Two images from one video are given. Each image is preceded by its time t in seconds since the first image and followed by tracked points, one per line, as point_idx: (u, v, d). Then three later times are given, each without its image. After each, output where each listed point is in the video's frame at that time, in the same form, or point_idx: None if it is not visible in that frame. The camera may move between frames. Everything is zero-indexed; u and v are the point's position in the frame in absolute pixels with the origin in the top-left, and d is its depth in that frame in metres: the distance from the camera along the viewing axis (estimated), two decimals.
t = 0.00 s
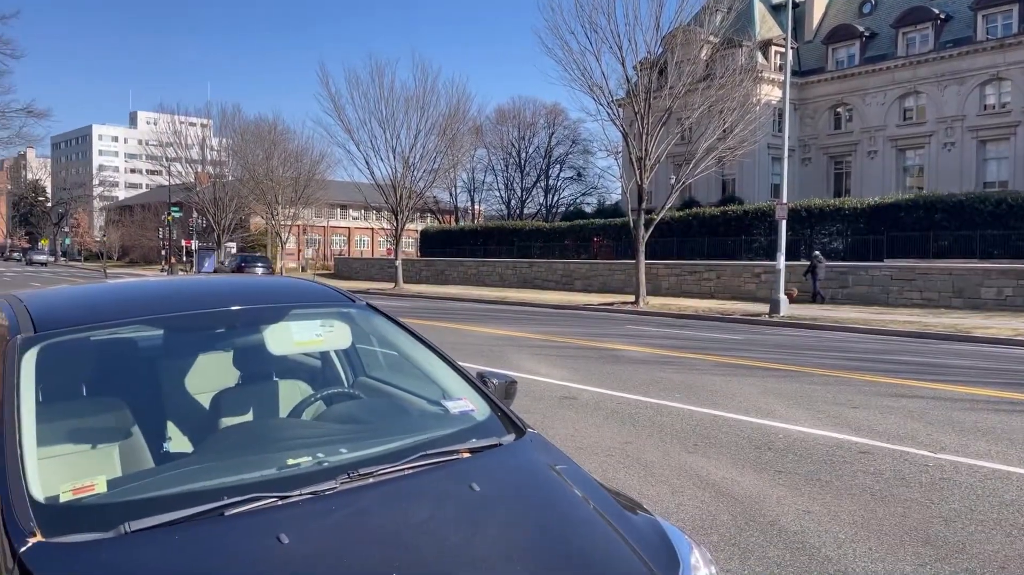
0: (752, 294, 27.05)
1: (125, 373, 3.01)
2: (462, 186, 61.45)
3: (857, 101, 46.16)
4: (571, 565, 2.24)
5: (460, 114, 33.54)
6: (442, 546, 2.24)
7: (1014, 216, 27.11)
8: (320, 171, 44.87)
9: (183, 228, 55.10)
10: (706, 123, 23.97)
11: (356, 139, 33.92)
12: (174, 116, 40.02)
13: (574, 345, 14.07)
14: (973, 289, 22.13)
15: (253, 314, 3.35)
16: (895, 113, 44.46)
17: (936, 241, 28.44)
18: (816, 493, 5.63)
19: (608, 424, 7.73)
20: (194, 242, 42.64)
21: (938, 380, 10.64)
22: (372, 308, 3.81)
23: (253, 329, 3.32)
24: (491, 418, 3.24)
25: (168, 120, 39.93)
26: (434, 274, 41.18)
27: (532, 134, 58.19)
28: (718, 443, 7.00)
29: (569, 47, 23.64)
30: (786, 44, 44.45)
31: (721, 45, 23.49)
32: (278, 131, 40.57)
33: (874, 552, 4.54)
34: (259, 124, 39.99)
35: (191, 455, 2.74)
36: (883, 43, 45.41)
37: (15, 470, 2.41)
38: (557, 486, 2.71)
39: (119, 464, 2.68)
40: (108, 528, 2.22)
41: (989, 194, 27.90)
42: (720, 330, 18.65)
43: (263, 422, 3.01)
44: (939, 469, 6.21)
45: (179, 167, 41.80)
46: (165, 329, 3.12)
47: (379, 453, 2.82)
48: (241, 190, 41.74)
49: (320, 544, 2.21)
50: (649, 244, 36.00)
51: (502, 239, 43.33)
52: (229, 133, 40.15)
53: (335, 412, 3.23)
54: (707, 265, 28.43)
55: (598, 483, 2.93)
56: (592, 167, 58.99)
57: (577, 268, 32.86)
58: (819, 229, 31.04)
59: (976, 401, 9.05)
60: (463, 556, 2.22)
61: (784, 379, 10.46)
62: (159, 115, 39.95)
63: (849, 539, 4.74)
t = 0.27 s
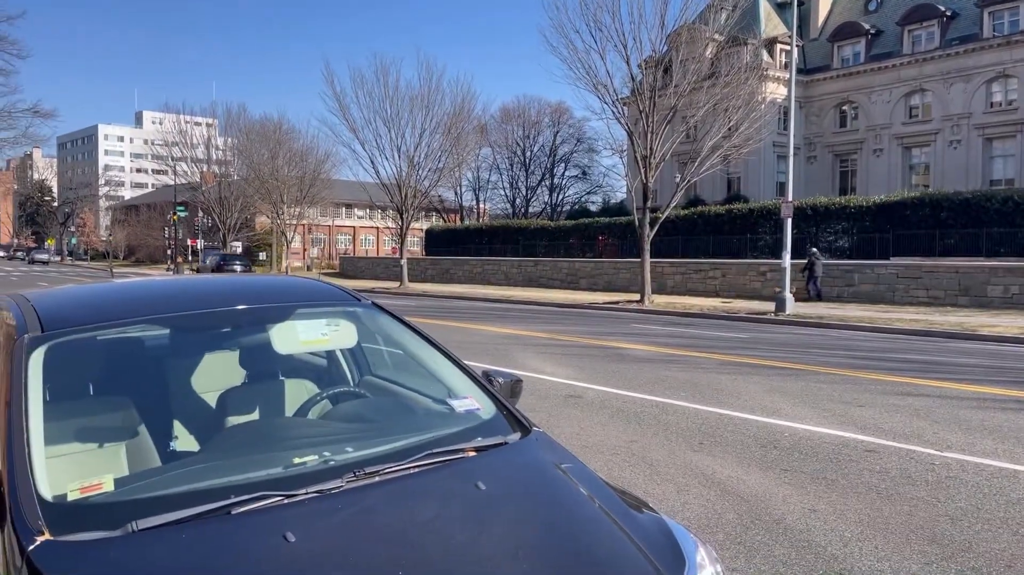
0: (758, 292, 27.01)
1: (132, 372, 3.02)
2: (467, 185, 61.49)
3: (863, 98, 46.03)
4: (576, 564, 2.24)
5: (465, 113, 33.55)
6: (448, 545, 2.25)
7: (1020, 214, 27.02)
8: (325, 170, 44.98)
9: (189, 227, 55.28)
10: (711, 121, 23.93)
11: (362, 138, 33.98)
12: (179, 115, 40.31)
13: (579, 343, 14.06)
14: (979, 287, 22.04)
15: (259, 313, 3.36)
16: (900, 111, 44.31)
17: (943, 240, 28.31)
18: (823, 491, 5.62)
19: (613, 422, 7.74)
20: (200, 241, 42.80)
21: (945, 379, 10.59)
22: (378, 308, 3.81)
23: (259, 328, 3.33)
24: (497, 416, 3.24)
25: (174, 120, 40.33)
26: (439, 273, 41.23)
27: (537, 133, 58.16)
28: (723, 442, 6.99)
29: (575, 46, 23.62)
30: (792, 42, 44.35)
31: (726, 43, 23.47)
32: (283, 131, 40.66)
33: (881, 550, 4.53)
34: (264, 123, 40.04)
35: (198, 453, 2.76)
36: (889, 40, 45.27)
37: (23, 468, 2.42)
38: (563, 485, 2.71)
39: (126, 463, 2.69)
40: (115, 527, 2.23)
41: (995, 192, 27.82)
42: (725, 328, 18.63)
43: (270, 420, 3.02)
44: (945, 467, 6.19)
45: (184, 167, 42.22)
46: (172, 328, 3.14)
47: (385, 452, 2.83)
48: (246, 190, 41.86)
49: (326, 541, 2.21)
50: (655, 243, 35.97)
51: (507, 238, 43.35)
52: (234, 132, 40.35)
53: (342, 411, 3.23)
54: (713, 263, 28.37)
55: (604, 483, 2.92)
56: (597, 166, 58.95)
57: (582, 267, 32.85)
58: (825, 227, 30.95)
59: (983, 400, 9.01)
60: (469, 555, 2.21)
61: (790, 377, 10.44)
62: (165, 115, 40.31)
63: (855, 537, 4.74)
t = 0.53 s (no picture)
0: (762, 292, 26.96)
1: (137, 371, 3.04)
2: (471, 184, 61.51)
3: (866, 97, 45.93)
4: (582, 564, 2.24)
5: (469, 113, 33.53)
6: (452, 544, 2.25)
7: None
8: (329, 170, 45.05)
9: (192, 227, 55.36)
10: (715, 121, 23.90)
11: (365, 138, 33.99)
12: (183, 116, 40.38)
13: (583, 343, 14.06)
14: (984, 286, 21.97)
15: (263, 313, 3.36)
16: (904, 110, 44.21)
17: (947, 238, 28.25)
18: (828, 491, 5.60)
19: (617, 422, 7.72)
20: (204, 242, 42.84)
21: (950, 378, 10.56)
22: (382, 307, 3.82)
23: (263, 328, 3.34)
24: (501, 416, 3.24)
25: (178, 120, 40.35)
26: (442, 273, 41.25)
27: (540, 132, 58.12)
28: (727, 441, 6.99)
29: (578, 45, 23.59)
30: (795, 40, 44.26)
31: (729, 42, 23.46)
32: (287, 131, 40.66)
33: (887, 550, 4.52)
34: (268, 123, 40.08)
35: (201, 453, 2.76)
36: (893, 39, 45.15)
37: (29, 466, 2.43)
38: (567, 484, 2.71)
39: (132, 462, 2.70)
40: (120, 525, 2.24)
41: (1000, 190, 27.74)
42: (729, 327, 18.60)
43: (273, 420, 3.04)
44: (950, 467, 6.16)
45: (188, 167, 42.26)
46: (176, 328, 3.15)
47: (388, 451, 2.83)
48: (249, 190, 41.93)
49: (331, 542, 2.21)
50: (658, 242, 35.96)
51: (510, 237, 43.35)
52: (238, 132, 40.27)
53: (346, 410, 3.23)
54: (717, 262, 28.32)
55: (607, 482, 2.93)
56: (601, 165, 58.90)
57: (586, 266, 32.83)
58: (829, 226, 30.90)
59: (988, 398, 8.98)
60: (472, 555, 2.22)
61: (793, 377, 10.42)
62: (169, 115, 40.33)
63: (861, 536, 4.72)
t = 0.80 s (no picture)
0: (765, 291, 26.91)
1: (142, 370, 3.04)
2: (474, 184, 61.54)
3: (870, 96, 45.84)
4: (585, 563, 2.23)
5: (472, 113, 33.54)
6: (455, 543, 2.25)
7: None
8: (332, 171, 45.13)
9: (196, 228, 55.43)
10: (718, 120, 23.87)
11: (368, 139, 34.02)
12: (186, 117, 40.28)
13: (586, 343, 14.06)
14: (988, 285, 21.91)
15: (266, 313, 3.36)
16: (908, 109, 44.11)
17: (951, 237, 28.18)
18: (832, 490, 5.59)
19: (621, 422, 7.71)
20: (207, 242, 42.83)
21: (954, 377, 10.54)
22: (384, 306, 3.82)
23: (267, 327, 3.34)
24: (504, 415, 3.24)
25: (181, 121, 40.26)
26: (445, 273, 41.29)
27: (543, 132, 58.13)
28: (730, 440, 6.98)
29: (581, 45, 23.58)
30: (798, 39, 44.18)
31: (732, 42, 23.41)
32: (290, 131, 40.65)
33: (890, 549, 4.50)
34: (271, 124, 40.12)
35: (205, 453, 2.76)
36: (896, 38, 45.07)
37: (33, 466, 2.44)
38: (570, 483, 2.71)
39: (135, 462, 2.70)
40: (123, 525, 2.24)
41: (1004, 190, 27.67)
42: (733, 327, 18.57)
43: (276, 419, 3.04)
44: (954, 466, 6.15)
45: (191, 168, 42.13)
46: (180, 327, 3.15)
47: (391, 451, 2.83)
48: (253, 190, 42.01)
49: (333, 542, 2.21)
50: (661, 241, 35.94)
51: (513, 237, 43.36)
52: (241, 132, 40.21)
53: (349, 409, 3.24)
54: (721, 262, 28.27)
55: (610, 481, 2.92)
56: (604, 165, 58.86)
57: (589, 266, 32.82)
58: (832, 225, 30.86)
59: (992, 398, 8.96)
60: (475, 553, 2.22)
61: (797, 376, 10.40)
62: (172, 116, 40.27)
63: (864, 536, 4.71)
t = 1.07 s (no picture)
0: (768, 292, 26.88)
1: (144, 372, 3.04)
2: (476, 185, 61.57)
3: (872, 97, 45.78)
4: (588, 565, 2.22)
5: (474, 114, 33.54)
6: (458, 546, 2.24)
7: None
8: (334, 172, 45.19)
9: (199, 229, 55.49)
10: (720, 121, 23.84)
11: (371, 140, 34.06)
12: (189, 118, 40.24)
13: (588, 344, 14.04)
14: (992, 286, 21.87)
15: (269, 314, 3.35)
16: (911, 109, 44.04)
17: (954, 238, 28.13)
18: (835, 492, 5.58)
19: (623, 423, 7.69)
20: (210, 244, 42.82)
21: (957, 378, 10.52)
22: (387, 308, 3.82)
23: (269, 329, 3.34)
24: (507, 417, 3.23)
25: (184, 122, 40.08)
26: (448, 274, 41.31)
27: (546, 133, 58.12)
28: (733, 442, 6.96)
29: (583, 46, 23.58)
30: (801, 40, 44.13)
31: (735, 43, 23.38)
32: (293, 132, 40.66)
33: (894, 551, 4.49)
34: (274, 125, 40.17)
35: (207, 455, 2.76)
36: (899, 39, 45.00)
37: (37, 468, 2.44)
38: (572, 485, 2.71)
39: (138, 464, 2.70)
40: (126, 526, 2.24)
41: (1007, 190, 27.62)
42: (736, 328, 18.55)
43: (278, 421, 3.04)
44: (957, 467, 6.13)
45: (194, 169, 41.82)
46: (182, 329, 3.15)
47: (394, 453, 2.83)
48: (256, 191, 42.06)
49: (336, 542, 2.21)
50: (664, 242, 35.93)
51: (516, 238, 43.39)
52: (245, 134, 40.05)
53: (352, 411, 3.24)
54: (724, 263, 28.24)
55: (612, 482, 2.92)
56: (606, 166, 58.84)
57: (591, 267, 32.82)
58: (835, 226, 30.81)
59: (995, 399, 8.94)
60: (478, 554, 2.22)
61: (799, 377, 10.39)
62: (175, 117, 40.18)
63: (867, 538, 4.70)
